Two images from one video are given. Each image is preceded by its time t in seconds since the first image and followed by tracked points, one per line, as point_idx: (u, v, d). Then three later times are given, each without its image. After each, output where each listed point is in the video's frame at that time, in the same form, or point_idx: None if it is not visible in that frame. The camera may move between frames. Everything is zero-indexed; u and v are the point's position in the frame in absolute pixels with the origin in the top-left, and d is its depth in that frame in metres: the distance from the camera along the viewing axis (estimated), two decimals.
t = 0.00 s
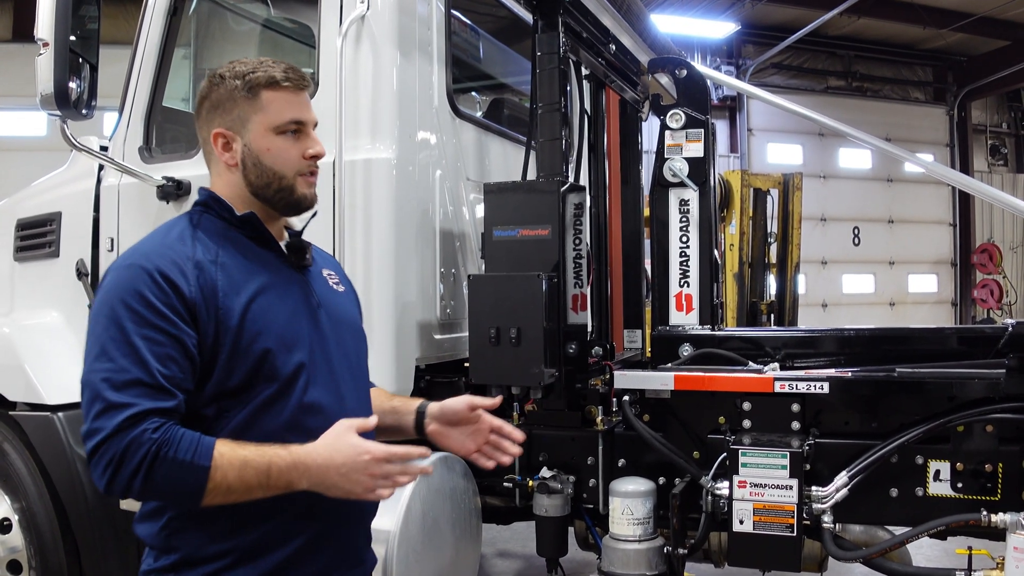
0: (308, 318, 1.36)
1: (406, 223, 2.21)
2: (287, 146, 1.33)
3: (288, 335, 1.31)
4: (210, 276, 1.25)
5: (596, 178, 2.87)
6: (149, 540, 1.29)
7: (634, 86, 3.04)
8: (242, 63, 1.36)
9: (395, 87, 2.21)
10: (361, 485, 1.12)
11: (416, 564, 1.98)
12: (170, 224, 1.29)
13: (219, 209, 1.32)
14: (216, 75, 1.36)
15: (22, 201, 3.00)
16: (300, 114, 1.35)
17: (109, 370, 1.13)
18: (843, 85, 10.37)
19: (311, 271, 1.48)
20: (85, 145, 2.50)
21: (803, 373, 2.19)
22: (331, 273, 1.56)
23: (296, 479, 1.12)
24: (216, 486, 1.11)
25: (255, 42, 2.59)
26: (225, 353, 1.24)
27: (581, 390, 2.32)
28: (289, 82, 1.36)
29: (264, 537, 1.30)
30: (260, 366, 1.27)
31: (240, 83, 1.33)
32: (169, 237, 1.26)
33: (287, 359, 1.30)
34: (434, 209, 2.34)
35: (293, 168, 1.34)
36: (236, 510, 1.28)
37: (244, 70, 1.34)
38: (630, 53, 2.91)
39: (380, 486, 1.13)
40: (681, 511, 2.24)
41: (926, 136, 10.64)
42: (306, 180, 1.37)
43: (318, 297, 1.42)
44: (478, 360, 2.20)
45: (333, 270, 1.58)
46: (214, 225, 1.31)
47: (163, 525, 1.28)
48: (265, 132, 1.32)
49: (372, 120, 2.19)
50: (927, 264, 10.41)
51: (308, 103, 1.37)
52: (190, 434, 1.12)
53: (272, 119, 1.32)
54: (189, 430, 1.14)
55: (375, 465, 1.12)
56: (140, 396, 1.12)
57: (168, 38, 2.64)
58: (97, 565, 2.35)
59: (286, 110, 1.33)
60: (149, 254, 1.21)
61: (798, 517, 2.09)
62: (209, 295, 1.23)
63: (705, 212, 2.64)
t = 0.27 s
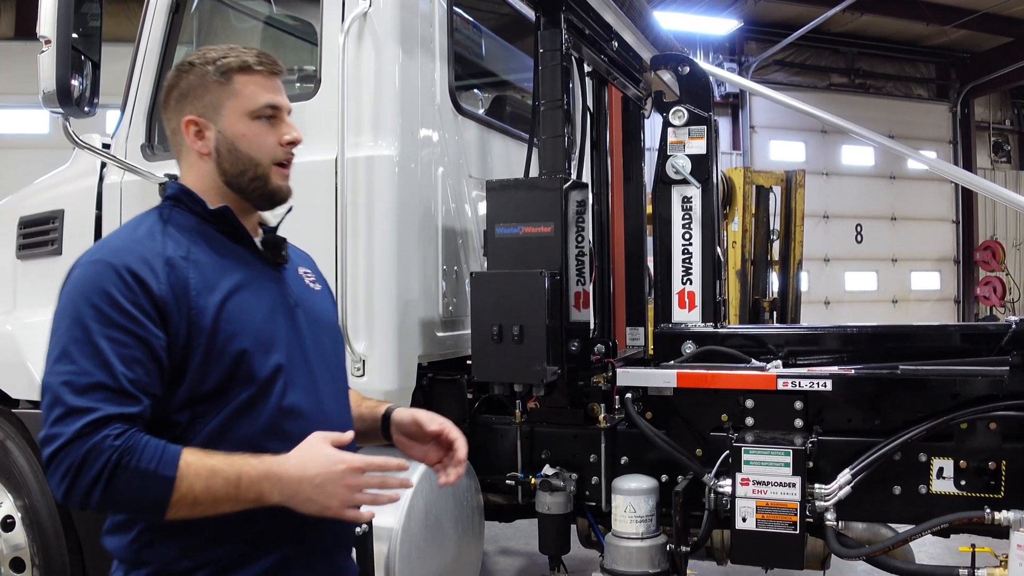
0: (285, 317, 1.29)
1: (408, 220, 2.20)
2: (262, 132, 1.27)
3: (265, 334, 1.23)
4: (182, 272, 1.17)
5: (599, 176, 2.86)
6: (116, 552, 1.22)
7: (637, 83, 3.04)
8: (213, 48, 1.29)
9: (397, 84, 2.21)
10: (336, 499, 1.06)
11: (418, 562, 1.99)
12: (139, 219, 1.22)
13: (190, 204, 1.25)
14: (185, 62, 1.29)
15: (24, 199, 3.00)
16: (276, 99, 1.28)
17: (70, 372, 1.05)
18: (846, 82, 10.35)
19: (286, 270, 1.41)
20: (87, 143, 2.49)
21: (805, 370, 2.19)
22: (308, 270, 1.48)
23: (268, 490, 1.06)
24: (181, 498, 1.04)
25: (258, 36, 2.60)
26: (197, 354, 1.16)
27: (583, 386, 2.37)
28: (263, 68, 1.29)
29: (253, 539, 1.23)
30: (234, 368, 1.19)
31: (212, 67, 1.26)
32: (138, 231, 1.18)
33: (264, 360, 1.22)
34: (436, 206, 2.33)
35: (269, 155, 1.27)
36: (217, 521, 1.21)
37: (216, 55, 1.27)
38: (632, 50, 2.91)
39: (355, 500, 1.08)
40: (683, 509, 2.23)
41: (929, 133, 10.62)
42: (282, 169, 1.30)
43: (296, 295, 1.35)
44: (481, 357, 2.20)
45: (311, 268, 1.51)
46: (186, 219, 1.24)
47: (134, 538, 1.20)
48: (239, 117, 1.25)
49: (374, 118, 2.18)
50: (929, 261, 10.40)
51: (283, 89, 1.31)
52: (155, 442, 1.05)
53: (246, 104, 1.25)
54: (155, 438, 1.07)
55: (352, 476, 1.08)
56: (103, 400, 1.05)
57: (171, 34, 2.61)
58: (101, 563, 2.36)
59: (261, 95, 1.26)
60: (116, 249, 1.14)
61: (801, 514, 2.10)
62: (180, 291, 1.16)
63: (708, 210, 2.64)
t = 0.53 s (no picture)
0: (255, 322, 1.23)
1: (408, 218, 2.20)
2: (229, 124, 1.24)
3: (234, 341, 1.18)
4: (143, 277, 1.11)
5: (598, 173, 2.86)
6: (82, 566, 1.15)
7: (637, 81, 3.04)
8: (175, 41, 1.26)
9: (397, 83, 2.20)
10: (302, 506, 1.00)
11: (418, 560, 1.98)
12: (101, 220, 1.16)
13: (156, 203, 1.21)
14: (145, 57, 1.26)
15: (24, 197, 3.00)
16: (242, 90, 1.25)
17: (21, 387, 0.99)
18: (846, 80, 10.34)
19: (259, 270, 1.35)
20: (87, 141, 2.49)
21: (806, 368, 2.19)
22: (283, 271, 1.43)
23: (229, 502, 0.99)
24: (137, 514, 0.98)
25: (257, 37, 2.58)
26: (161, 364, 1.11)
27: (584, 384, 2.37)
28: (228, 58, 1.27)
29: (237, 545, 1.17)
30: (201, 376, 1.14)
31: (174, 60, 1.23)
32: (98, 234, 1.12)
33: (232, 368, 1.16)
34: (436, 204, 2.33)
35: (237, 148, 1.24)
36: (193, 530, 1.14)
37: (178, 48, 1.24)
38: (632, 47, 2.90)
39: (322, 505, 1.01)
40: (683, 507, 2.23)
41: (930, 130, 10.61)
42: (251, 161, 1.27)
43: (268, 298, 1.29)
44: (481, 355, 2.20)
45: (286, 268, 1.46)
46: (151, 220, 1.19)
47: (99, 552, 1.13)
48: (204, 110, 1.22)
49: (374, 116, 2.18)
50: (930, 259, 10.40)
51: (249, 81, 1.28)
52: (110, 455, 1.00)
53: (211, 96, 1.22)
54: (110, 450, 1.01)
55: (316, 482, 1.01)
56: (57, 416, 0.99)
57: (170, 32, 2.62)
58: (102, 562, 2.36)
59: (225, 86, 1.24)
60: (73, 253, 1.08)
61: (801, 512, 2.10)
62: (141, 298, 1.10)
63: (708, 207, 2.64)
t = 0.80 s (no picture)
0: (232, 321, 1.26)
1: (407, 217, 2.20)
2: (199, 125, 1.24)
3: (208, 341, 1.20)
4: (114, 280, 1.14)
5: (598, 172, 2.85)
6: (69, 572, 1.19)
7: (636, 80, 3.04)
8: (149, 38, 1.27)
9: (396, 81, 2.20)
10: (279, 444, 0.98)
11: (417, 560, 1.99)
12: (73, 223, 1.19)
13: (129, 204, 1.23)
14: (120, 53, 1.27)
15: (23, 196, 2.99)
16: (213, 92, 1.26)
17: None
18: (845, 79, 10.34)
19: (241, 267, 1.37)
20: (86, 140, 2.48)
21: (806, 367, 2.19)
22: (266, 267, 1.44)
23: (203, 462, 0.99)
24: (115, 493, 0.99)
25: (256, 36, 2.57)
26: (134, 366, 1.13)
27: (583, 384, 2.37)
28: (202, 57, 1.27)
29: (227, 548, 1.21)
30: (176, 375, 1.16)
31: (145, 57, 1.24)
32: (69, 238, 1.15)
33: (207, 369, 1.19)
34: (435, 203, 2.33)
35: (207, 149, 1.25)
36: (187, 527, 1.18)
37: (149, 45, 1.25)
38: (632, 46, 2.90)
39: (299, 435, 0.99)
40: (683, 506, 2.23)
41: (929, 129, 10.61)
42: (222, 163, 1.27)
43: (247, 296, 1.32)
44: (480, 354, 2.19)
45: (270, 263, 1.48)
46: (124, 223, 1.21)
47: (83, 559, 1.17)
48: (173, 111, 1.23)
49: (373, 114, 2.18)
50: (929, 258, 10.40)
51: (223, 82, 1.28)
52: (77, 444, 1.01)
53: (181, 97, 1.23)
54: (76, 440, 1.02)
55: (287, 419, 0.99)
56: (23, 418, 1.01)
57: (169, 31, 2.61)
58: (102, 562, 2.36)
59: (197, 87, 1.24)
60: (43, 256, 1.11)
61: (801, 512, 2.10)
62: (111, 300, 1.12)
63: (708, 206, 2.63)
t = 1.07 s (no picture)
0: (231, 324, 1.25)
1: (406, 217, 2.19)
2: (192, 120, 1.22)
3: (207, 345, 1.19)
4: (111, 286, 1.12)
5: (596, 171, 2.85)
6: None
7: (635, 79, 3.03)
8: (134, 34, 1.24)
9: (395, 81, 2.20)
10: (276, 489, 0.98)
11: (417, 560, 1.98)
12: (67, 227, 1.17)
13: (123, 204, 1.21)
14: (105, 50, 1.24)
15: (20, 195, 2.98)
16: (204, 85, 1.23)
17: None
18: (843, 78, 10.35)
19: (239, 266, 1.35)
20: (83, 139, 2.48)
21: (805, 366, 2.19)
22: (263, 265, 1.42)
23: (202, 495, 0.99)
24: (111, 519, 0.99)
25: (254, 34, 2.56)
26: (132, 374, 1.12)
27: (582, 383, 2.35)
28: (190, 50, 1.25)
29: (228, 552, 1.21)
30: (176, 380, 1.15)
31: (131, 54, 1.21)
32: (64, 243, 1.13)
33: (207, 373, 1.18)
34: (434, 202, 2.32)
35: (202, 144, 1.23)
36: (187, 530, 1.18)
37: (136, 42, 1.22)
38: (630, 45, 2.89)
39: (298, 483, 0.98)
40: (682, 506, 2.23)
41: (926, 129, 10.63)
42: (218, 157, 1.25)
43: (246, 297, 1.30)
44: (480, 354, 2.19)
45: (267, 261, 1.46)
46: (120, 225, 1.19)
47: (82, 563, 1.15)
48: (165, 108, 1.20)
49: (372, 114, 2.17)
50: (926, 257, 10.42)
51: (213, 75, 1.26)
52: (75, 463, 1.01)
53: (172, 93, 1.21)
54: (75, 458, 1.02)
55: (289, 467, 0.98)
56: (20, 433, 1.00)
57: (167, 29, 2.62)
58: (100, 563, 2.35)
59: (187, 82, 1.22)
60: (36, 263, 1.09)
61: (801, 511, 2.10)
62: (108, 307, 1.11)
63: (707, 206, 2.63)
